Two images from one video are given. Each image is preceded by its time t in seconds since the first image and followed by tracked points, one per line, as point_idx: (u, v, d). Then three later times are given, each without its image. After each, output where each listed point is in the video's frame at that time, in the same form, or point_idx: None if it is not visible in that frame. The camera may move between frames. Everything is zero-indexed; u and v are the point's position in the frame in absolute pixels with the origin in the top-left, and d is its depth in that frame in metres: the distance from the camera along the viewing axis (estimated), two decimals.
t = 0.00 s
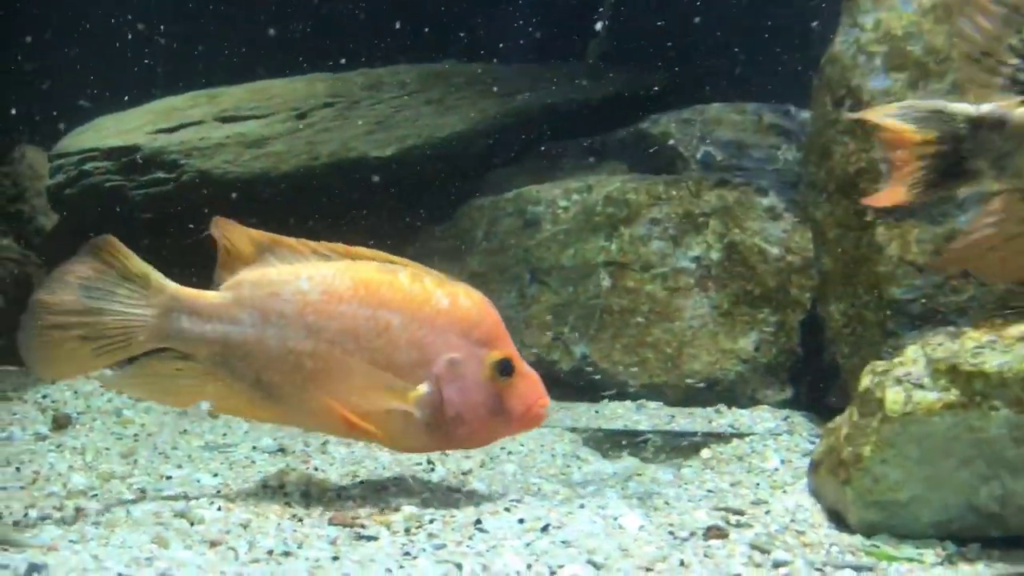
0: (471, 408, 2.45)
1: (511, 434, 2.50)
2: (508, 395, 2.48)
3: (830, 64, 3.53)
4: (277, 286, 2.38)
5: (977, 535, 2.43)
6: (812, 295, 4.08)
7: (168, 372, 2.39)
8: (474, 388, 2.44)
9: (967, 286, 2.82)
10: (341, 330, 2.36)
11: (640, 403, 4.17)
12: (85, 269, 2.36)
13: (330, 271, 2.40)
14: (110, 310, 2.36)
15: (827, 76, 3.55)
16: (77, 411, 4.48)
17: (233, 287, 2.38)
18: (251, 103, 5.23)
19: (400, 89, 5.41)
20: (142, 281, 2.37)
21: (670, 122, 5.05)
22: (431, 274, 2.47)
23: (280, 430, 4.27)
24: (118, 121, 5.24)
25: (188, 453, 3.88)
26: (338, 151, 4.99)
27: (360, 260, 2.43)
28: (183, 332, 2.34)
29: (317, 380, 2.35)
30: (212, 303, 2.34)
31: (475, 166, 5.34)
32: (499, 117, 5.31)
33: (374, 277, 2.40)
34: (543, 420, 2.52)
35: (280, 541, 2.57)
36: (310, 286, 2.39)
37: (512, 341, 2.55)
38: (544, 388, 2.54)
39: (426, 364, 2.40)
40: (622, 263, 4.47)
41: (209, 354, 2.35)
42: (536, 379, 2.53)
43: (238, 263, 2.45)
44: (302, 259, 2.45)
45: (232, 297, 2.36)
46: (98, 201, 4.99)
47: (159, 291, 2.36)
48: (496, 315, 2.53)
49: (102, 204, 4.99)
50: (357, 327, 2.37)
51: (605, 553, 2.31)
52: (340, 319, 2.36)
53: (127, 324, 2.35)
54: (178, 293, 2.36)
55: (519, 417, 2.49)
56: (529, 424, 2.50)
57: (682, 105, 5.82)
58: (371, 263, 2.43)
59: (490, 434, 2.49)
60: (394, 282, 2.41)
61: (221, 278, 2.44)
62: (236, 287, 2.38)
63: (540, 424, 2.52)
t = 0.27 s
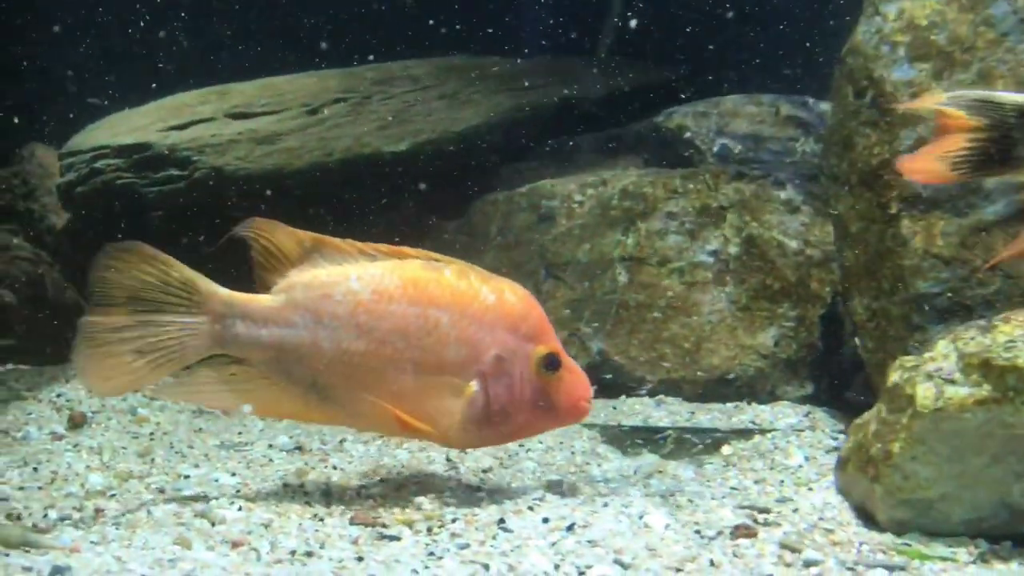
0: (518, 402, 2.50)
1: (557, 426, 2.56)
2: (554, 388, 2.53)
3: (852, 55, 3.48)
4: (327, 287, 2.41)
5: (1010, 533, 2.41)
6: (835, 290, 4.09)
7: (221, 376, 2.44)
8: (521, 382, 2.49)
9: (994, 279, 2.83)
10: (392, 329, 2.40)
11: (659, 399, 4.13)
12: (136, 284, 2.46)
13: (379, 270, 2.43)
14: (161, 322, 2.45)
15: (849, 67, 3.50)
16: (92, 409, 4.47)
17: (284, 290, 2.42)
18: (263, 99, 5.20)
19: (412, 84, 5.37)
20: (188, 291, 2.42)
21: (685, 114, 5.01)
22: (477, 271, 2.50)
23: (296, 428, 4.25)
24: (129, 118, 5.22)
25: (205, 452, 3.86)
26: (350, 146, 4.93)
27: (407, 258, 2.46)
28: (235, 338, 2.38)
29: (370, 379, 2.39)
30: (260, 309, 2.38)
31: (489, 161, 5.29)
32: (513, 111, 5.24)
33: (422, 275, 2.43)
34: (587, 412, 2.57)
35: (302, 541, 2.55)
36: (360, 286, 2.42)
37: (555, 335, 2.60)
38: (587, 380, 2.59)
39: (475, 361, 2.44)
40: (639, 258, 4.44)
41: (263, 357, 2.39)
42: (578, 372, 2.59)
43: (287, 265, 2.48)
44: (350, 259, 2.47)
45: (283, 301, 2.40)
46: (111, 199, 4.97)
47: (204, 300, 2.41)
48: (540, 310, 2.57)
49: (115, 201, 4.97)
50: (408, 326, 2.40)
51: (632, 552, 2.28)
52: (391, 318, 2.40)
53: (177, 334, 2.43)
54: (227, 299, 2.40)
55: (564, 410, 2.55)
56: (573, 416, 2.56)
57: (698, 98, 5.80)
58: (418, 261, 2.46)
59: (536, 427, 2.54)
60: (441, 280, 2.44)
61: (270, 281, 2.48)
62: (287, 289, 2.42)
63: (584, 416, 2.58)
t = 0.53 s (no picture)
0: (553, 399, 2.44)
1: (590, 421, 2.52)
2: (589, 384, 2.48)
3: (864, 51, 3.44)
4: (358, 290, 2.33)
5: None
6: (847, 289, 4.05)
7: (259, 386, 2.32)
8: (557, 380, 2.44)
9: (1010, 277, 2.76)
10: (425, 332, 2.32)
11: (669, 399, 4.09)
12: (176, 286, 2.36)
13: (410, 272, 2.34)
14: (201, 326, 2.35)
15: (861, 63, 3.46)
16: (98, 412, 4.45)
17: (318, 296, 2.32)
18: (268, 99, 5.18)
19: (418, 83, 5.34)
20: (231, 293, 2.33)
21: (694, 112, 4.96)
22: (508, 268, 2.42)
23: (303, 431, 4.23)
24: (135, 119, 5.19)
25: (212, 454, 3.83)
26: (356, 147, 4.91)
27: (440, 258, 2.37)
28: (274, 346, 2.29)
29: (405, 383, 2.32)
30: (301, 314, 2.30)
31: (497, 160, 5.24)
32: (520, 110, 5.22)
33: (454, 276, 2.34)
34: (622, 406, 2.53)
35: (311, 546, 2.52)
36: (392, 288, 2.33)
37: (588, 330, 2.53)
38: (622, 373, 2.54)
39: (510, 361, 2.38)
40: (647, 257, 4.39)
41: (299, 365, 2.29)
42: (613, 367, 2.53)
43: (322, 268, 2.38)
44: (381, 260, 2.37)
45: (319, 307, 2.31)
46: (115, 200, 4.94)
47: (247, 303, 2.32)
48: (572, 305, 2.50)
49: (120, 203, 4.94)
50: (442, 328, 2.33)
51: (647, 558, 2.24)
52: (425, 320, 2.32)
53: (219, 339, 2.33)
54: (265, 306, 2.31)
55: (599, 405, 2.50)
56: (608, 411, 2.52)
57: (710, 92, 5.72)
58: (449, 260, 2.37)
59: (572, 423, 2.50)
60: (474, 279, 2.36)
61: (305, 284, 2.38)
62: (321, 295, 2.33)
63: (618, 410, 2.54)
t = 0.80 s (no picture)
0: (581, 398, 2.42)
1: (625, 418, 2.47)
2: (619, 380, 2.45)
3: (869, 52, 3.41)
4: (375, 299, 2.40)
5: None
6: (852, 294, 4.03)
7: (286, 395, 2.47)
8: (582, 378, 2.42)
9: (1019, 281, 2.72)
10: (441, 336, 2.36)
11: (672, 404, 4.04)
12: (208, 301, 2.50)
13: (425, 278, 2.39)
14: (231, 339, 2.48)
15: (866, 65, 3.44)
16: (96, 417, 4.40)
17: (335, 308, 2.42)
18: (268, 102, 5.14)
19: (418, 85, 5.31)
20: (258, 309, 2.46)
21: (697, 114, 4.92)
22: (526, 268, 2.43)
23: (303, 436, 4.20)
24: (133, 122, 5.16)
25: (210, 460, 3.79)
26: (357, 149, 4.87)
27: (454, 263, 2.41)
28: (295, 357, 2.41)
29: (425, 388, 2.36)
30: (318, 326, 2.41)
31: (498, 162, 5.21)
32: (521, 112, 5.18)
33: (468, 279, 2.37)
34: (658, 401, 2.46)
35: (311, 555, 2.48)
36: (407, 294, 2.39)
37: (615, 325, 2.50)
38: (654, 367, 2.48)
39: (531, 360, 2.38)
40: (650, 260, 4.36)
41: (320, 374, 2.41)
42: (645, 361, 2.48)
43: (339, 281, 2.49)
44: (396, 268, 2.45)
45: (335, 317, 2.40)
46: (114, 203, 4.90)
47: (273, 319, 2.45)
48: (595, 302, 2.48)
49: (119, 206, 4.90)
50: (459, 332, 2.36)
51: (653, 568, 2.21)
52: (441, 324, 2.36)
53: (247, 351, 2.47)
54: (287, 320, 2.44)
55: (633, 401, 2.45)
56: (644, 406, 2.46)
57: (712, 97, 5.74)
58: (463, 264, 2.40)
59: (603, 422, 2.47)
60: (489, 282, 2.38)
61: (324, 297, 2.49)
62: (338, 306, 2.42)
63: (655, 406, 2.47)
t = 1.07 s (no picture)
0: (597, 399, 2.40)
1: (644, 419, 2.44)
2: (636, 381, 2.42)
3: (874, 56, 3.39)
4: (388, 302, 2.40)
5: None
6: (856, 298, 4.00)
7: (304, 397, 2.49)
8: (601, 379, 2.40)
9: None
10: (454, 339, 2.35)
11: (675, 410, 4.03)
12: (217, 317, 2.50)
13: (438, 281, 2.38)
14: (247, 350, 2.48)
15: (871, 69, 3.42)
16: (96, 422, 4.39)
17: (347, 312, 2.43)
18: (269, 105, 5.12)
19: (420, 88, 5.29)
20: (271, 319, 2.47)
21: (700, 117, 4.91)
22: (542, 269, 2.39)
23: (305, 442, 4.20)
24: (134, 125, 5.14)
25: (211, 466, 3.77)
26: (359, 153, 4.85)
27: (468, 265, 2.39)
28: (309, 361, 2.43)
29: (439, 390, 2.36)
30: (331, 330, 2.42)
31: (499, 165, 5.20)
32: (523, 116, 5.17)
33: (481, 281, 2.35)
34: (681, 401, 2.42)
35: (312, 564, 2.46)
36: (420, 297, 2.38)
37: (634, 326, 2.46)
38: (676, 367, 2.44)
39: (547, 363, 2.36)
40: (653, 265, 4.33)
41: (334, 377, 2.43)
42: (668, 361, 2.44)
43: (351, 287, 2.50)
44: (408, 272, 2.45)
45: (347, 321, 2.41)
46: (115, 207, 4.88)
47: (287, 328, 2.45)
48: (615, 302, 2.45)
49: (120, 210, 4.88)
50: (473, 335, 2.34)
51: None
52: (453, 328, 2.35)
53: (263, 360, 2.48)
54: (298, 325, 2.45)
55: (654, 402, 2.42)
56: (665, 407, 2.43)
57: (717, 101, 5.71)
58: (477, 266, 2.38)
59: (623, 423, 2.44)
60: (504, 284, 2.35)
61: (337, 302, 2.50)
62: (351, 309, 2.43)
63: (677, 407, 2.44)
